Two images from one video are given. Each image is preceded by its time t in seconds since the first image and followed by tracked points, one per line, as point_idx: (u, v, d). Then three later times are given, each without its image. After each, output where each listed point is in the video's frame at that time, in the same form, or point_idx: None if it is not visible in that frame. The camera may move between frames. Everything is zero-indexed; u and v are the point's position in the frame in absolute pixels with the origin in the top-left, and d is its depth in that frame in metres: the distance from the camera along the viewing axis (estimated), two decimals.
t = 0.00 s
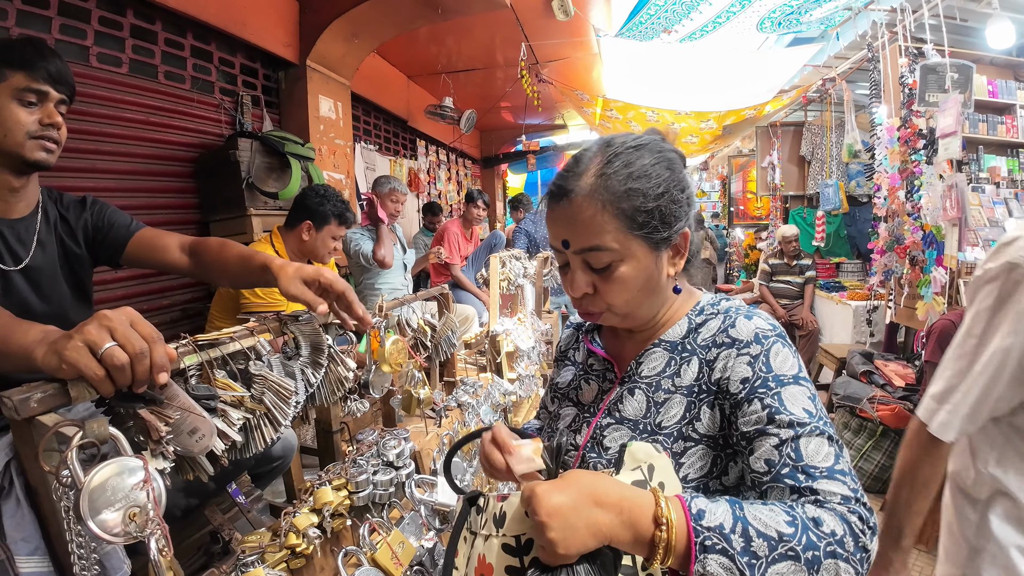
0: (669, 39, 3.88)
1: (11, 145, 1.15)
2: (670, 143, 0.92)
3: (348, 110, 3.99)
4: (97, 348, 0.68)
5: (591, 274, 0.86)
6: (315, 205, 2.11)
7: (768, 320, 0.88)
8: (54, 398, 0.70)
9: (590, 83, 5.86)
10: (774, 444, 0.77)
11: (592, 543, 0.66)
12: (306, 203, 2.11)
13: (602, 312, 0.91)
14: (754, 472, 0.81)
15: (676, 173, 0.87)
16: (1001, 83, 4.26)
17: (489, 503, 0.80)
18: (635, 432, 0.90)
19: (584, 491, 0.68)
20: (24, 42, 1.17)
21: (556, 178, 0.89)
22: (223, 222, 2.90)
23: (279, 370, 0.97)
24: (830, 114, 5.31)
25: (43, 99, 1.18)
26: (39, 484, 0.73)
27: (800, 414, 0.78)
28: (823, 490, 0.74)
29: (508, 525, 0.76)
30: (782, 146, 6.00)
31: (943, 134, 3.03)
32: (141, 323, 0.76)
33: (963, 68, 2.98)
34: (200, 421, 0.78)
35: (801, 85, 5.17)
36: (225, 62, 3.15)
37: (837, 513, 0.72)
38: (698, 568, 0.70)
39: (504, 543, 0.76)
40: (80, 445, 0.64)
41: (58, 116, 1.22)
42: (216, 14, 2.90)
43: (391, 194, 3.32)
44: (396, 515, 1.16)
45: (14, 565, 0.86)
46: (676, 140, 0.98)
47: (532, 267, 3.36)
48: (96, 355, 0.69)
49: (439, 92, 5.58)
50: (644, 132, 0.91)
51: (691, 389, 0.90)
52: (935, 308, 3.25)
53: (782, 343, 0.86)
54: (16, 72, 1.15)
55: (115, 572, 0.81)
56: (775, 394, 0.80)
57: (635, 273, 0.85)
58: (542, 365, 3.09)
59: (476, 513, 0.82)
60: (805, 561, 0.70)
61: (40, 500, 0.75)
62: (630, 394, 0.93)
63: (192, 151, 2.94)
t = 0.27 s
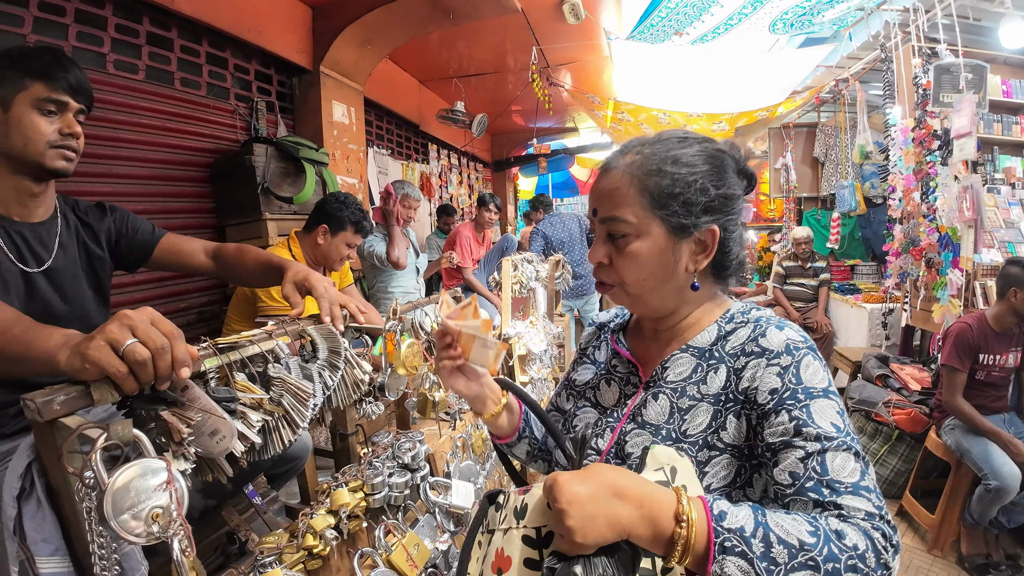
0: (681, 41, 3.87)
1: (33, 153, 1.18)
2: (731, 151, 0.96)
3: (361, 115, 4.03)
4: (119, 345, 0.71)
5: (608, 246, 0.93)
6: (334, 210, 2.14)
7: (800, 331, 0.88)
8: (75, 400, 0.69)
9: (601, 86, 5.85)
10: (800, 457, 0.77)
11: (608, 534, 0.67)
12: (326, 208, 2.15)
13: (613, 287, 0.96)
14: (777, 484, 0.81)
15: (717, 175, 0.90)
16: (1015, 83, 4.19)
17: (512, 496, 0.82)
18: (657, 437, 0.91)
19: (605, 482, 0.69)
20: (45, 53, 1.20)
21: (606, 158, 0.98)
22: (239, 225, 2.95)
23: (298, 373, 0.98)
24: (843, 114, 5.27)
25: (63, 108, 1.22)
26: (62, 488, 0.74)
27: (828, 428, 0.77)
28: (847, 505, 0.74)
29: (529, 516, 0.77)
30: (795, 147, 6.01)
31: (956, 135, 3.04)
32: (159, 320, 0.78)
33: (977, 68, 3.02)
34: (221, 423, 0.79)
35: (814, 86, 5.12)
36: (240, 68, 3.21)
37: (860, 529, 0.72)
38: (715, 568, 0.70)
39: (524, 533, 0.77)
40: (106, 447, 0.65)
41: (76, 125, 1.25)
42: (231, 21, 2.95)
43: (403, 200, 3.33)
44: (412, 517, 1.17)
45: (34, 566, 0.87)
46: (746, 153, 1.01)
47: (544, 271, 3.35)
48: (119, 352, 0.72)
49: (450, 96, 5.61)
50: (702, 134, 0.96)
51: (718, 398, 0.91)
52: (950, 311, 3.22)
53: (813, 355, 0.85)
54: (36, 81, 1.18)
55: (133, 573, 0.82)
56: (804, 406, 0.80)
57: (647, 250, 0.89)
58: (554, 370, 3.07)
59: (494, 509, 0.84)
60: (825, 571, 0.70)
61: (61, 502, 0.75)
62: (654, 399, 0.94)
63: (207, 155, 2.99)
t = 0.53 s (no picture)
0: (688, 44, 3.89)
1: (57, 155, 1.21)
2: (768, 155, 1.00)
3: (370, 119, 4.06)
4: (139, 336, 0.73)
5: (637, 230, 0.94)
6: (345, 213, 2.17)
7: (824, 343, 0.90)
8: (96, 398, 0.71)
9: (608, 89, 5.87)
10: (820, 472, 0.80)
11: (625, 558, 0.72)
12: (338, 211, 2.17)
13: (638, 274, 0.97)
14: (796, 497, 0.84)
15: (752, 173, 0.94)
16: None
17: (525, 509, 0.84)
18: (677, 445, 0.94)
19: (621, 506, 0.73)
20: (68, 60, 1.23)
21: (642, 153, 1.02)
22: (249, 229, 2.99)
23: (313, 374, 1.00)
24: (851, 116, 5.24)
25: (85, 111, 1.23)
26: (82, 488, 0.75)
27: (849, 443, 0.81)
28: (865, 523, 0.76)
29: (544, 532, 0.81)
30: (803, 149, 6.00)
31: (966, 137, 3.02)
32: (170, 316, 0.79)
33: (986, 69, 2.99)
34: (238, 422, 0.80)
35: (821, 88, 5.11)
36: (251, 73, 3.25)
37: (877, 547, 0.75)
38: None
39: (539, 549, 0.81)
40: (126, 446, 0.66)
41: (100, 128, 1.26)
42: (242, 26, 2.99)
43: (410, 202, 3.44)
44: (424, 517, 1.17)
45: (51, 564, 0.88)
46: (783, 166, 1.05)
47: (552, 273, 3.36)
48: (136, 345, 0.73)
49: (458, 100, 5.64)
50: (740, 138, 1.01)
51: (740, 406, 0.93)
52: (960, 314, 3.19)
53: (837, 367, 0.88)
54: (59, 86, 1.20)
55: (150, 571, 0.84)
56: (826, 420, 0.83)
57: (674, 233, 0.91)
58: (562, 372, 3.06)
59: (506, 515, 0.86)
60: None
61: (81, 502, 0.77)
62: (674, 406, 0.96)
63: (218, 159, 3.03)
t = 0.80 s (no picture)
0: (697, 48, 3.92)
1: (83, 154, 1.28)
2: (795, 163, 1.01)
3: (380, 123, 4.09)
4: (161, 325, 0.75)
5: (660, 224, 0.96)
6: (357, 216, 2.20)
7: (842, 353, 0.91)
8: (121, 400, 0.70)
9: (616, 92, 5.88)
10: (838, 483, 0.81)
11: (640, 567, 0.73)
12: (350, 214, 2.20)
13: (657, 269, 0.97)
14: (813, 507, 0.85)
15: (778, 178, 0.95)
16: None
17: (534, 519, 0.85)
18: (688, 452, 0.95)
19: (635, 515, 0.74)
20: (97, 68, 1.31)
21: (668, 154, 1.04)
22: (261, 232, 3.02)
23: (330, 377, 1.01)
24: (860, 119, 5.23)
25: (111, 115, 1.31)
26: (103, 489, 0.76)
27: (867, 454, 0.82)
28: (882, 535, 0.77)
29: (557, 542, 0.82)
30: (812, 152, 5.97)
31: (975, 140, 3.01)
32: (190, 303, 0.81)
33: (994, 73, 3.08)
34: (260, 422, 0.81)
35: (830, 92, 5.10)
36: (262, 77, 3.29)
37: (894, 559, 0.76)
38: None
39: (552, 560, 0.81)
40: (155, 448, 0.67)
41: (125, 131, 1.35)
42: (254, 31, 3.03)
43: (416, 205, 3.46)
44: (438, 518, 1.19)
45: (73, 564, 0.89)
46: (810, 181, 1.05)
47: (561, 276, 3.36)
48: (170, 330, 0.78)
49: (467, 104, 5.68)
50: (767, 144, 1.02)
51: (754, 415, 0.93)
52: (970, 318, 3.17)
53: (855, 377, 0.89)
54: (86, 91, 1.29)
55: (169, 571, 0.86)
56: (844, 430, 0.84)
57: (696, 229, 0.92)
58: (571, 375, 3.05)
59: (513, 527, 0.87)
60: None
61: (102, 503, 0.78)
62: (685, 413, 0.97)
63: (230, 163, 3.06)
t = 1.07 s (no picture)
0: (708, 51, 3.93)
1: (122, 160, 1.35)
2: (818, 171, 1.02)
3: (391, 126, 4.12)
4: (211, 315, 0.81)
5: (682, 227, 0.96)
6: (371, 217, 2.23)
7: (864, 359, 0.91)
8: (151, 402, 0.71)
9: (625, 95, 5.88)
10: (859, 489, 0.81)
11: (659, 567, 0.73)
12: (363, 215, 2.24)
13: (677, 272, 0.98)
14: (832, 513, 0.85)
15: (803, 185, 0.95)
16: None
17: (552, 511, 0.84)
18: (708, 456, 0.94)
19: (656, 515, 0.74)
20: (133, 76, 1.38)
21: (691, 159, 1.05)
22: (274, 234, 3.04)
23: (354, 379, 1.01)
24: (870, 121, 5.20)
25: (148, 122, 1.39)
26: (131, 491, 0.77)
27: (888, 461, 0.81)
28: (902, 541, 0.77)
29: (576, 537, 0.81)
30: (822, 155, 5.94)
31: (987, 143, 2.99)
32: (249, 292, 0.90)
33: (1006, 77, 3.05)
34: (287, 425, 0.80)
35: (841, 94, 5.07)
36: (275, 81, 3.32)
37: (914, 565, 0.75)
38: None
39: (570, 554, 0.81)
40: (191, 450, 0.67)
41: (161, 139, 1.42)
42: (267, 36, 3.06)
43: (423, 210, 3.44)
44: (457, 520, 1.19)
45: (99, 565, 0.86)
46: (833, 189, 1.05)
47: (572, 279, 3.37)
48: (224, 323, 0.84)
49: (476, 107, 5.70)
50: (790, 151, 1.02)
51: (775, 420, 0.93)
52: (982, 321, 3.14)
53: (877, 383, 0.89)
54: (127, 98, 1.35)
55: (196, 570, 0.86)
56: (866, 436, 0.83)
57: (720, 233, 0.92)
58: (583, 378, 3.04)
59: (529, 518, 0.86)
60: None
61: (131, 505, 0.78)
62: (705, 417, 0.97)
63: (244, 165, 3.09)
